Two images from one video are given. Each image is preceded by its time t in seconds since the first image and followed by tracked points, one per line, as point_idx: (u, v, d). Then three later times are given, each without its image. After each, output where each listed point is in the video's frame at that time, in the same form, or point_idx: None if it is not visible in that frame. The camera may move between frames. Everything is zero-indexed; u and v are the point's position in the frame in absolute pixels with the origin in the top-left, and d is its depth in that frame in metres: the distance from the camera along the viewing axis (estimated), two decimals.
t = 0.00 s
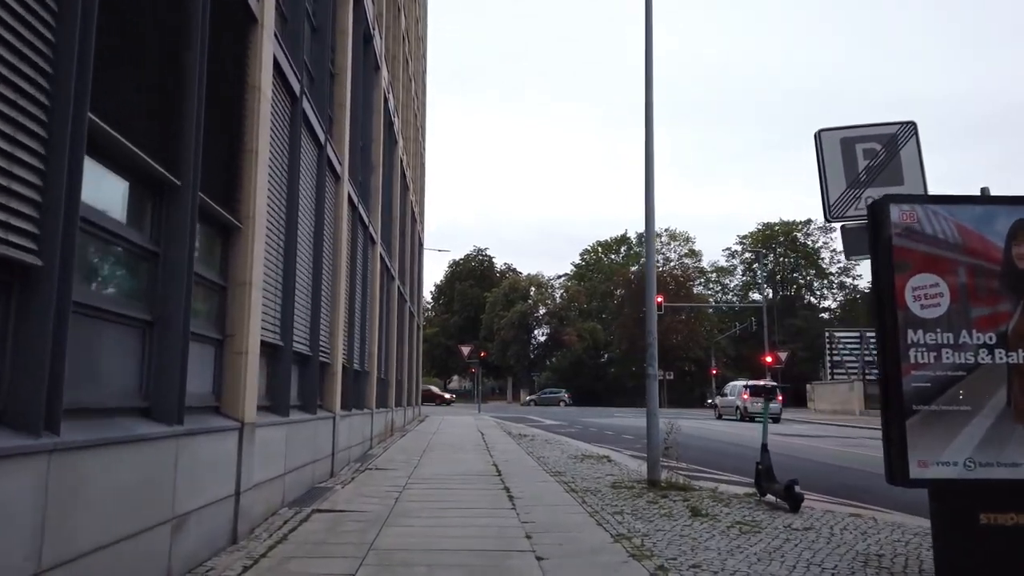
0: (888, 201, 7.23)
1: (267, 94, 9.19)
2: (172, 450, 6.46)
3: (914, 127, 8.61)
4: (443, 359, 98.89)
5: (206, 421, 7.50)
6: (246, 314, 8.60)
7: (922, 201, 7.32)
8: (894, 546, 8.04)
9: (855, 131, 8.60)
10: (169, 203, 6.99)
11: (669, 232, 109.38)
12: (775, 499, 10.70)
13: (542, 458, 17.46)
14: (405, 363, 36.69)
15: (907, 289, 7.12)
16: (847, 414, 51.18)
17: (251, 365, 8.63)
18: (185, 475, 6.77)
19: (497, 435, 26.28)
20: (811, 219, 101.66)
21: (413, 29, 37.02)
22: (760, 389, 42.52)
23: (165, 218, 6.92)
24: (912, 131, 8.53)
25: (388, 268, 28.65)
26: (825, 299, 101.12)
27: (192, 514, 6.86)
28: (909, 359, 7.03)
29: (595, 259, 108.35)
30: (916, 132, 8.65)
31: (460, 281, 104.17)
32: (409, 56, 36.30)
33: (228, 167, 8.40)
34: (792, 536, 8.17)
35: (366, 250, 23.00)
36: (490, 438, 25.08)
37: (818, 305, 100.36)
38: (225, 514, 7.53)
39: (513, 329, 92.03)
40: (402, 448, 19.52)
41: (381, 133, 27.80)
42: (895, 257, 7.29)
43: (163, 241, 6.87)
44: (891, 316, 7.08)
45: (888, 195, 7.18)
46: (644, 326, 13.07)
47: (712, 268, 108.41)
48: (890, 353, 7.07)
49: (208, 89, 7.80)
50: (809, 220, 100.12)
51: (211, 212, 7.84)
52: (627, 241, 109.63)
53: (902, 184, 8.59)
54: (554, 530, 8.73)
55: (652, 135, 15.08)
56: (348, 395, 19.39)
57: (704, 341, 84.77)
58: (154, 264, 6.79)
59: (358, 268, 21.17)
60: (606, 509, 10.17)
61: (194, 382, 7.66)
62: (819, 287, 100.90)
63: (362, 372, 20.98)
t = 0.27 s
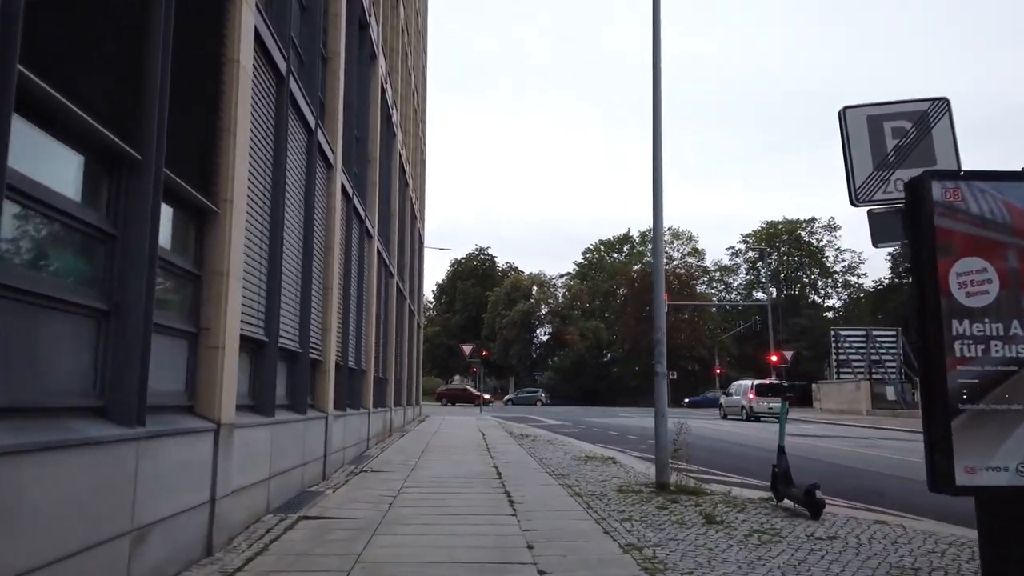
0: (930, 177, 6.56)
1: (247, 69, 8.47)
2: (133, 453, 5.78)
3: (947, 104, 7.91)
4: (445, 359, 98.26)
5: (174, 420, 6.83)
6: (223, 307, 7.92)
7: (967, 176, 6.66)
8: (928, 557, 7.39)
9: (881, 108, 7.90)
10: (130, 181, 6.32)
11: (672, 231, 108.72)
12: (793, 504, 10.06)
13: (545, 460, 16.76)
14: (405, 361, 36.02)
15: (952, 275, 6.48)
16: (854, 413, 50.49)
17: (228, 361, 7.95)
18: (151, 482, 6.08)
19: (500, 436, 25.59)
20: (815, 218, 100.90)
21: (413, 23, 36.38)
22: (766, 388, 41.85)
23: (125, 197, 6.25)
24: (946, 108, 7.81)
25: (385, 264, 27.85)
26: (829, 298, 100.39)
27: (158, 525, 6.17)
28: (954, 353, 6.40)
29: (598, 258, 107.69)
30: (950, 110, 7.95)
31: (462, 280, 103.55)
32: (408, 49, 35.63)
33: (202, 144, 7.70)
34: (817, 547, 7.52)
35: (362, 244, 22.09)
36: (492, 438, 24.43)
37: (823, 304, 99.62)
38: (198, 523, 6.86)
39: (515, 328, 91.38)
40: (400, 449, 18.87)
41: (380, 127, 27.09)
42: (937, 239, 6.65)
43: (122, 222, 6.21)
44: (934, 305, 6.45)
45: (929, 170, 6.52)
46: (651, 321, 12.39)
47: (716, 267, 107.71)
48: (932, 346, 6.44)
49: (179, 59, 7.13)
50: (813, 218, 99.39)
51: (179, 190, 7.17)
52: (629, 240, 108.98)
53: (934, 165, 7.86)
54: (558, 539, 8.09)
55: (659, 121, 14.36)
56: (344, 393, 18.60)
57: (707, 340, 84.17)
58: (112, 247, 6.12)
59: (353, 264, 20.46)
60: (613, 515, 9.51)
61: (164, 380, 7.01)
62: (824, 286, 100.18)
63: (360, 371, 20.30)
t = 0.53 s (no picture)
0: (982, 155, 6.39)
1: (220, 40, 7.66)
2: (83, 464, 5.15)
3: (985, 79, 7.32)
4: (447, 359, 97.64)
5: (136, 427, 6.22)
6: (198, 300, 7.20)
7: (1019, 153, 6.49)
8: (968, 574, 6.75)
9: (915, 84, 7.27)
10: (81, 156, 5.66)
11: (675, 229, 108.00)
12: (813, 513, 9.42)
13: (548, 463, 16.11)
14: (405, 361, 35.31)
15: (1006, 264, 6.38)
16: (861, 414, 49.79)
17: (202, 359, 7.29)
18: (105, 495, 5.45)
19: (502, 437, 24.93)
20: (820, 216, 100.12)
21: (413, 15, 35.70)
22: (772, 388, 41.19)
23: (75, 174, 5.60)
24: (983, 83, 7.24)
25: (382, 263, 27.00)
26: (834, 296, 99.64)
27: (114, 544, 5.54)
28: (1011, 350, 6.33)
29: (601, 257, 107.02)
30: (988, 85, 7.35)
31: (464, 280, 102.91)
32: (408, 42, 34.91)
33: (169, 123, 7.01)
34: (847, 563, 6.87)
35: (355, 239, 20.97)
36: (493, 440, 23.72)
37: (827, 303, 98.88)
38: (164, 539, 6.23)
39: (517, 328, 90.71)
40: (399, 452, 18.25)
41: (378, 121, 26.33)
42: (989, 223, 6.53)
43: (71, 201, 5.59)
44: (988, 297, 6.36)
45: (979, 148, 6.35)
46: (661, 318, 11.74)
47: (719, 266, 106.96)
48: (986, 342, 6.38)
49: (137, 24, 6.42)
50: (817, 216, 98.61)
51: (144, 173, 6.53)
52: (632, 239, 108.25)
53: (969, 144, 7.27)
54: (562, 554, 7.43)
55: (669, 107, 13.61)
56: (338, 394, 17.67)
57: (710, 339, 83.53)
58: (58, 231, 5.47)
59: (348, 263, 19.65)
60: (621, 525, 8.86)
61: (126, 380, 6.36)
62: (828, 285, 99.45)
63: (358, 371, 19.63)
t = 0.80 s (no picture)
0: None
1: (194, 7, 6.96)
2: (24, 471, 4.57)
3: None
4: (449, 359, 96.98)
5: (97, 427, 5.64)
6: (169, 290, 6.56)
7: None
8: None
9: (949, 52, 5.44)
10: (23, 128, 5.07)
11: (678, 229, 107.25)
12: (836, 520, 8.79)
13: (552, 465, 15.46)
14: (405, 360, 34.63)
15: None
16: (868, 413, 49.06)
17: (175, 355, 6.66)
18: (54, 505, 4.87)
19: (504, 438, 24.29)
20: (824, 214, 99.35)
21: (413, 9, 35.03)
22: (779, 388, 40.52)
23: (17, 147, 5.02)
24: None
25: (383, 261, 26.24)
26: (838, 296, 98.90)
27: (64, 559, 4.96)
28: None
29: (603, 256, 106.32)
30: None
31: (466, 279, 102.24)
32: (408, 34, 34.19)
33: (135, 93, 6.35)
34: None
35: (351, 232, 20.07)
36: (495, 441, 23.04)
37: (832, 302, 98.10)
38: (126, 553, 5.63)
39: (520, 327, 90.01)
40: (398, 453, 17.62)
41: (378, 115, 25.62)
42: None
43: (12, 170, 5.01)
44: None
45: None
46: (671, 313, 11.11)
47: (723, 265, 106.19)
48: None
49: None
50: (822, 215, 97.84)
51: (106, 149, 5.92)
52: (635, 238, 107.52)
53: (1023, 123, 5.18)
54: (569, 567, 6.80)
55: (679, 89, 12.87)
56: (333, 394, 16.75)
57: (715, 339, 82.83)
58: None
59: (346, 260, 18.92)
60: (631, 534, 8.23)
61: (85, 378, 5.77)
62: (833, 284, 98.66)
63: (355, 370, 19.00)
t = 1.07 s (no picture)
0: None
1: None
2: None
3: None
4: (451, 359, 96.31)
5: (43, 436, 4.98)
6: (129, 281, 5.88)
7: None
8: None
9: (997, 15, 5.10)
10: None
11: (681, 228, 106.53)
12: (863, 534, 8.17)
13: (555, 469, 14.81)
14: (406, 361, 33.98)
15: None
16: (876, 415, 48.38)
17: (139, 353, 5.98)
18: None
19: (506, 440, 23.65)
20: (829, 214, 98.62)
21: (414, 4, 34.38)
22: (785, 388, 39.85)
23: None
24: None
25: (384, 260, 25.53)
26: (843, 295, 98.18)
27: None
28: None
29: (606, 256, 105.68)
30: None
31: (468, 279, 101.60)
32: (409, 30, 33.60)
33: (88, 60, 5.64)
34: None
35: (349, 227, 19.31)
36: (497, 444, 22.35)
37: (837, 302, 97.40)
38: None
39: (522, 327, 89.29)
40: (396, 457, 16.97)
41: (377, 110, 24.95)
42: None
43: None
44: None
45: None
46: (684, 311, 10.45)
47: (726, 264, 105.47)
48: None
49: None
50: (826, 214, 97.11)
51: (52, 119, 5.19)
52: (638, 237, 106.91)
53: None
54: None
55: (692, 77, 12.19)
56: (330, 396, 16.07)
57: (719, 339, 82.13)
58: None
59: (343, 258, 18.22)
60: (643, 549, 7.58)
61: (27, 380, 5.07)
62: (837, 284, 97.96)
63: (352, 371, 18.34)
